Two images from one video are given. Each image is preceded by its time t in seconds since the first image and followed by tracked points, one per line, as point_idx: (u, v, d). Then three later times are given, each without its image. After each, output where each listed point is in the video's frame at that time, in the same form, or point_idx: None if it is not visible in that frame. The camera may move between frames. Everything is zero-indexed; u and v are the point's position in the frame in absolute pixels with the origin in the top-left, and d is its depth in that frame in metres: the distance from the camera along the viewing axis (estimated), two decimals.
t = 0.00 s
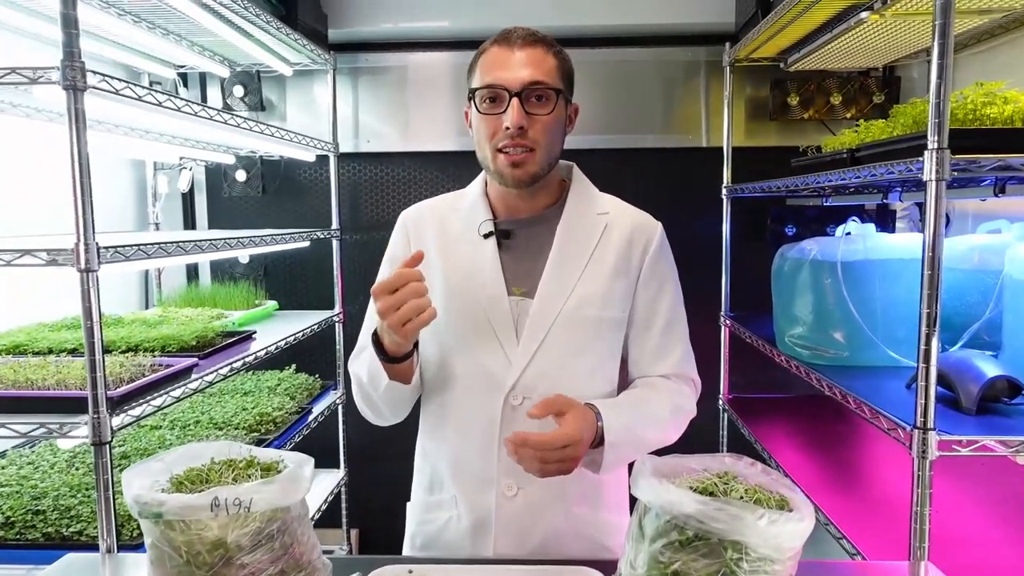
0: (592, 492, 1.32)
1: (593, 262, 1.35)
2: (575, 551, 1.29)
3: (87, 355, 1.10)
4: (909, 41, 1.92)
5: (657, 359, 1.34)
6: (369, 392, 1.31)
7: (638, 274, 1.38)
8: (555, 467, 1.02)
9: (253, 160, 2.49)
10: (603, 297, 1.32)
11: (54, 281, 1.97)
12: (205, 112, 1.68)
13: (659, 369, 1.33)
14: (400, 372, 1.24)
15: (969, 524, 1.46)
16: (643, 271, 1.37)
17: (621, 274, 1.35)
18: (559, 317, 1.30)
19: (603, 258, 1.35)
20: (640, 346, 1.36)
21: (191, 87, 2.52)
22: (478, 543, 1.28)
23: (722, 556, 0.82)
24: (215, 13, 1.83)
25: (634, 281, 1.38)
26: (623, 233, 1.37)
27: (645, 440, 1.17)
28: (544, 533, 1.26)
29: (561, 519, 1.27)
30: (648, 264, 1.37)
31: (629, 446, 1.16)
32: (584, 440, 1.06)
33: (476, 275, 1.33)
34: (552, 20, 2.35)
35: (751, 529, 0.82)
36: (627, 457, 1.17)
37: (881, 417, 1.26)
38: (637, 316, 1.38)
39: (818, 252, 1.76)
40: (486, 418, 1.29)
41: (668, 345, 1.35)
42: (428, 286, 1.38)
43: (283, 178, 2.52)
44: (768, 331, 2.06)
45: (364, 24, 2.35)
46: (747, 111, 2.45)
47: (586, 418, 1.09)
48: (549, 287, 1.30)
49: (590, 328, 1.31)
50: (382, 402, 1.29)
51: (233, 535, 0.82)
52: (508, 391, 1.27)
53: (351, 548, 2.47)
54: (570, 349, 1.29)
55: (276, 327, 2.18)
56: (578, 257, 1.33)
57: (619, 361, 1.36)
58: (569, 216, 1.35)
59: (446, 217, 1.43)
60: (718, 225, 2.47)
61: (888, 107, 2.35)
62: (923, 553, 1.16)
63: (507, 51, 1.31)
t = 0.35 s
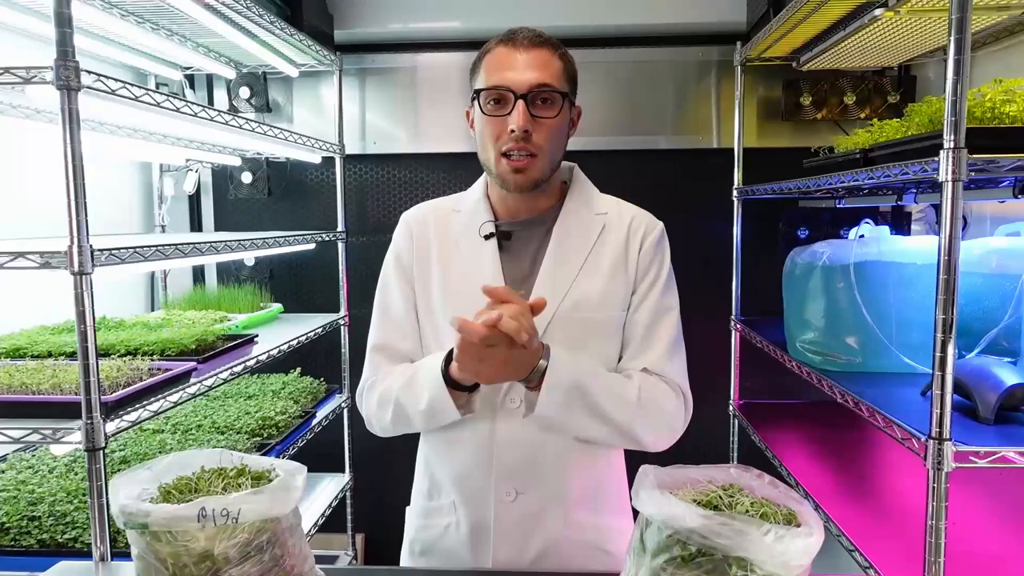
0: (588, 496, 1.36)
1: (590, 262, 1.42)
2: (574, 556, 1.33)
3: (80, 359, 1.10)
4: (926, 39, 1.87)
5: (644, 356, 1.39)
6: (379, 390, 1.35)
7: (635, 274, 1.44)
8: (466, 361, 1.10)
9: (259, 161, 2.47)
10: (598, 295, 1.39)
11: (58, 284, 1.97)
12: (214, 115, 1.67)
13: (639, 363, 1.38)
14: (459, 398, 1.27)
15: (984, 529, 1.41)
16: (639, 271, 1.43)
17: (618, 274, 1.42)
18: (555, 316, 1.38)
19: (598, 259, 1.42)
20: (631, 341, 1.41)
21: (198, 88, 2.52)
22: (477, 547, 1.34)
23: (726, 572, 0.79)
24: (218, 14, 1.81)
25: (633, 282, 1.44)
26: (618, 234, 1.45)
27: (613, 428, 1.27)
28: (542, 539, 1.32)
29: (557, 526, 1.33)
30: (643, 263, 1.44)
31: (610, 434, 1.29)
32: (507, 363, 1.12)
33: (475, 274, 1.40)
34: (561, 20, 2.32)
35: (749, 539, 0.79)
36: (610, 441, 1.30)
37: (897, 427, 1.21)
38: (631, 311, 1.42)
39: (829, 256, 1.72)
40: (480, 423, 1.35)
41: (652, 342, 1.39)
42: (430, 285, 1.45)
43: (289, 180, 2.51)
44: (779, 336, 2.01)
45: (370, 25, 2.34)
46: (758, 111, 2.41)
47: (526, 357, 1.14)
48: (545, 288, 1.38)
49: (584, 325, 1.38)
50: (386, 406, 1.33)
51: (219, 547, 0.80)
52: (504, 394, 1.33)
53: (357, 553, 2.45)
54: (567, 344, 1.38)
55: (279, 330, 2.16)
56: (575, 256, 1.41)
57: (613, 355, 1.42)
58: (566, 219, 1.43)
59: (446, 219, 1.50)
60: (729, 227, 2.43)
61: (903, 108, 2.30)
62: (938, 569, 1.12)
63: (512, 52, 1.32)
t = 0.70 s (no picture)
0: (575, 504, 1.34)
1: (577, 264, 1.40)
2: (560, 565, 1.32)
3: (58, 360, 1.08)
4: (924, 41, 1.85)
5: (630, 362, 1.38)
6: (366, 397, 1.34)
7: (622, 277, 1.42)
8: (445, 382, 1.13)
9: (250, 161, 2.45)
10: (585, 298, 1.37)
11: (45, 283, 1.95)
12: (203, 114, 1.64)
13: (622, 372, 1.37)
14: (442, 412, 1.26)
15: (978, 539, 1.39)
16: (625, 273, 1.42)
17: (605, 277, 1.40)
18: (540, 320, 1.36)
19: (585, 261, 1.40)
20: (619, 346, 1.39)
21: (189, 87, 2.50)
22: (462, 556, 1.32)
23: None
24: (209, 11, 1.79)
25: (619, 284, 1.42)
26: (605, 236, 1.43)
27: (599, 438, 1.25)
28: (526, 551, 1.31)
29: (542, 533, 1.32)
30: (630, 266, 1.42)
31: (592, 448, 1.27)
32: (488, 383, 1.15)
33: (459, 278, 1.38)
34: (556, 20, 2.30)
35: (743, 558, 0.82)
36: (593, 452, 1.28)
37: (892, 434, 1.19)
38: (618, 317, 1.41)
39: (825, 259, 1.69)
40: (463, 429, 1.34)
41: (637, 348, 1.38)
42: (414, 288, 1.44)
43: (281, 180, 2.49)
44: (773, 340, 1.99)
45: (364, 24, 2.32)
46: (755, 113, 2.39)
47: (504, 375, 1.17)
48: (530, 290, 1.36)
49: (571, 328, 1.36)
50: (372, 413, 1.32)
51: (194, 556, 0.77)
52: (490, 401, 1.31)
53: (346, 557, 2.43)
54: (554, 348, 1.36)
55: (268, 331, 2.14)
56: (561, 259, 1.39)
57: (601, 360, 1.40)
58: (552, 220, 1.42)
59: (431, 222, 1.49)
60: (725, 230, 2.41)
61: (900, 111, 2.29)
62: None
63: (491, 52, 1.29)
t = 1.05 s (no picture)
0: (579, 508, 1.35)
1: (578, 267, 1.39)
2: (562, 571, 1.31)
3: (54, 363, 1.08)
4: (930, 41, 1.83)
5: (630, 365, 1.36)
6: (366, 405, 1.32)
7: (623, 279, 1.40)
8: (451, 402, 1.12)
9: (252, 163, 2.45)
10: (584, 301, 1.36)
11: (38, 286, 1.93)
12: (203, 115, 1.62)
13: (625, 375, 1.36)
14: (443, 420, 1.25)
15: (985, 545, 1.37)
16: (627, 274, 1.41)
17: (606, 279, 1.39)
18: (541, 323, 1.35)
19: (585, 263, 1.39)
20: (619, 348, 1.38)
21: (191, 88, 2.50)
22: (463, 561, 1.31)
23: None
24: (209, 13, 1.78)
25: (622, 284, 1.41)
26: (606, 238, 1.42)
27: (599, 441, 1.24)
28: (527, 557, 1.30)
29: (546, 537, 1.30)
30: (631, 268, 1.40)
31: (592, 450, 1.26)
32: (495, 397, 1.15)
33: (457, 279, 1.37)
34: (559, 20, 2.29)
35: (745, 561, 0.92)
36: (593, 456, 1.27)
37: (897, 439, 1.18)
38: (619, 319, 1.40)
39: (830, 261, 1.68)
40: (463, 434, 1.33)
41: (639, 352, 1.37)
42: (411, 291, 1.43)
43: (282, 181, 2.48)
44: (777, 343, 1.98)
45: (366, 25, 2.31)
46: (759, 113, 2.37)
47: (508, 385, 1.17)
48: (528, 293, 1.35)
49: (570, 331, 1.35)
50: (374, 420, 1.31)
51: (188, 560, 0.94)
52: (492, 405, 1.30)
53: (348, 560, 2.42)
54: (554, 351, 1.35)
55: (268, 333, 2.14)
56: (563, 262, 1.38)
57: (601, 364, 1.39)
58: (552, 222, 1.41)
59: (428, 223, 1.47)
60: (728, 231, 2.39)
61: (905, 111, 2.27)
62: None
63: (499, 47, 1.29)
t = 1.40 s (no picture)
0: (592, 512, 1.36)
1: (591, 270, 1.40)
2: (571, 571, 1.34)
3: (55, 365, 1.08)
4: (933, 41, 1.82)
5: (652, 369, 1.40)
6: (333, 386, 1.32)
7: (637, 285, 1.43)
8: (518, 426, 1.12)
9: (255, 164, 2.45)
10: (600, 305, 1.37)
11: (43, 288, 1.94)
12: (205, 117, 1.62)
13: (653, 379, 1.39)
14: (379, 357, 1.24)
15: (991, 547, 1.36)
16: (640, 279, 1.43)
17: (620, 283, 1.41)
18: (556, 326, 1.35)
19: (600, 268, 1.41)
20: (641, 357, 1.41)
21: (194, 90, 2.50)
22: (474, 565, 1.32)
23: None
24: (211, 14, 1.78)
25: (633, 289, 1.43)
26: (619, 241, 1.44)
27: (620, 441, 1.25)
28: (541, 557, 1.32)
29: (561, 542, 1.33)
30: (644, 275, 1.44)
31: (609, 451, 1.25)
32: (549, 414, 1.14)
33: (470, 280, 1.37)
34: (561, 21, 2.28)
35: (745, 561, 0.92)
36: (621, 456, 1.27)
37: (901, 440, 1.17)
38: (636, 327, 1.43)
39: (833, 262, 1.67)
40: (468, 437, 1.34)
41: (662, 357, 1.40)
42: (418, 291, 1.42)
43: (285, 182, 2.49)
44: (779, 344, 1.97)
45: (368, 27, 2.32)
46: (762, 114, 2.36)
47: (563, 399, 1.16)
48: (544, 296, 1.35)
49: (591, 333, 1.36)
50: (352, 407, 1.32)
51: (188, 562, 0.94)
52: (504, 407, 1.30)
53: (350, 561, 2.41)
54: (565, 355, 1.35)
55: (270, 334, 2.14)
56: (576, 265, 1.39)
57: (604, 366, 1.39)
58: (566, 226, 1.41)
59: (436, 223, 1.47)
60: (731, 232, 2.39)
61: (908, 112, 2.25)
62: None
63: (526, 51, 1.29)
